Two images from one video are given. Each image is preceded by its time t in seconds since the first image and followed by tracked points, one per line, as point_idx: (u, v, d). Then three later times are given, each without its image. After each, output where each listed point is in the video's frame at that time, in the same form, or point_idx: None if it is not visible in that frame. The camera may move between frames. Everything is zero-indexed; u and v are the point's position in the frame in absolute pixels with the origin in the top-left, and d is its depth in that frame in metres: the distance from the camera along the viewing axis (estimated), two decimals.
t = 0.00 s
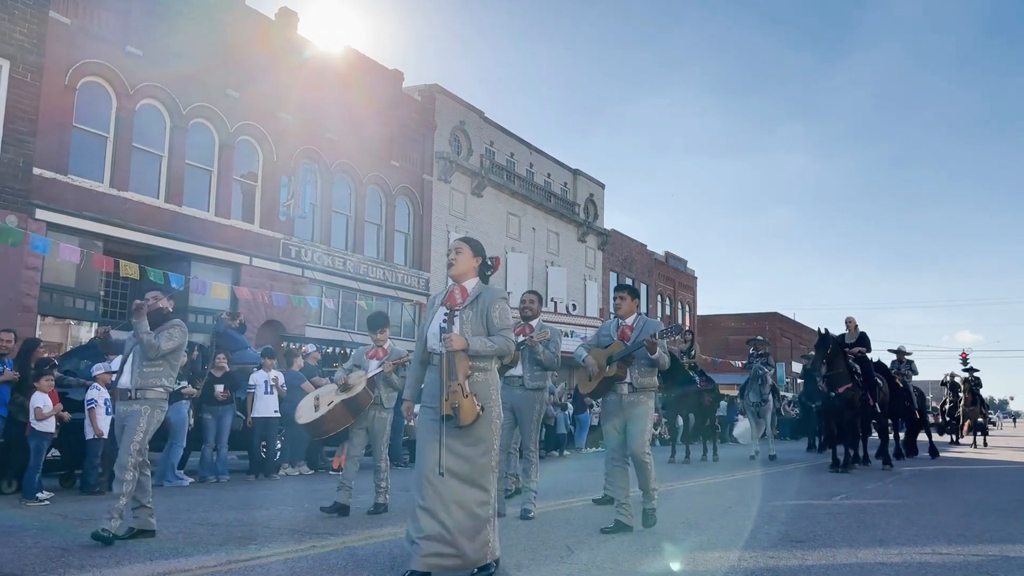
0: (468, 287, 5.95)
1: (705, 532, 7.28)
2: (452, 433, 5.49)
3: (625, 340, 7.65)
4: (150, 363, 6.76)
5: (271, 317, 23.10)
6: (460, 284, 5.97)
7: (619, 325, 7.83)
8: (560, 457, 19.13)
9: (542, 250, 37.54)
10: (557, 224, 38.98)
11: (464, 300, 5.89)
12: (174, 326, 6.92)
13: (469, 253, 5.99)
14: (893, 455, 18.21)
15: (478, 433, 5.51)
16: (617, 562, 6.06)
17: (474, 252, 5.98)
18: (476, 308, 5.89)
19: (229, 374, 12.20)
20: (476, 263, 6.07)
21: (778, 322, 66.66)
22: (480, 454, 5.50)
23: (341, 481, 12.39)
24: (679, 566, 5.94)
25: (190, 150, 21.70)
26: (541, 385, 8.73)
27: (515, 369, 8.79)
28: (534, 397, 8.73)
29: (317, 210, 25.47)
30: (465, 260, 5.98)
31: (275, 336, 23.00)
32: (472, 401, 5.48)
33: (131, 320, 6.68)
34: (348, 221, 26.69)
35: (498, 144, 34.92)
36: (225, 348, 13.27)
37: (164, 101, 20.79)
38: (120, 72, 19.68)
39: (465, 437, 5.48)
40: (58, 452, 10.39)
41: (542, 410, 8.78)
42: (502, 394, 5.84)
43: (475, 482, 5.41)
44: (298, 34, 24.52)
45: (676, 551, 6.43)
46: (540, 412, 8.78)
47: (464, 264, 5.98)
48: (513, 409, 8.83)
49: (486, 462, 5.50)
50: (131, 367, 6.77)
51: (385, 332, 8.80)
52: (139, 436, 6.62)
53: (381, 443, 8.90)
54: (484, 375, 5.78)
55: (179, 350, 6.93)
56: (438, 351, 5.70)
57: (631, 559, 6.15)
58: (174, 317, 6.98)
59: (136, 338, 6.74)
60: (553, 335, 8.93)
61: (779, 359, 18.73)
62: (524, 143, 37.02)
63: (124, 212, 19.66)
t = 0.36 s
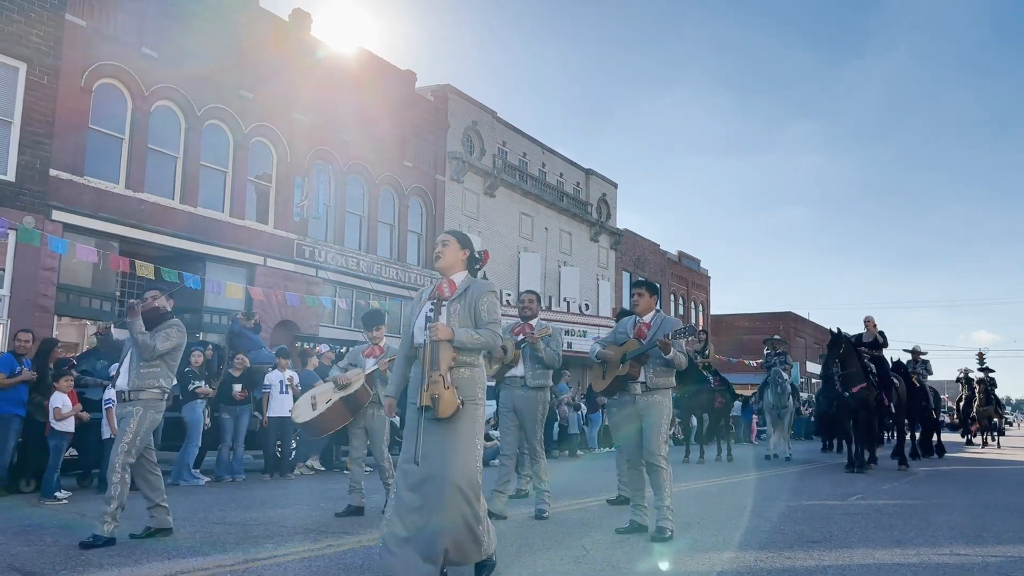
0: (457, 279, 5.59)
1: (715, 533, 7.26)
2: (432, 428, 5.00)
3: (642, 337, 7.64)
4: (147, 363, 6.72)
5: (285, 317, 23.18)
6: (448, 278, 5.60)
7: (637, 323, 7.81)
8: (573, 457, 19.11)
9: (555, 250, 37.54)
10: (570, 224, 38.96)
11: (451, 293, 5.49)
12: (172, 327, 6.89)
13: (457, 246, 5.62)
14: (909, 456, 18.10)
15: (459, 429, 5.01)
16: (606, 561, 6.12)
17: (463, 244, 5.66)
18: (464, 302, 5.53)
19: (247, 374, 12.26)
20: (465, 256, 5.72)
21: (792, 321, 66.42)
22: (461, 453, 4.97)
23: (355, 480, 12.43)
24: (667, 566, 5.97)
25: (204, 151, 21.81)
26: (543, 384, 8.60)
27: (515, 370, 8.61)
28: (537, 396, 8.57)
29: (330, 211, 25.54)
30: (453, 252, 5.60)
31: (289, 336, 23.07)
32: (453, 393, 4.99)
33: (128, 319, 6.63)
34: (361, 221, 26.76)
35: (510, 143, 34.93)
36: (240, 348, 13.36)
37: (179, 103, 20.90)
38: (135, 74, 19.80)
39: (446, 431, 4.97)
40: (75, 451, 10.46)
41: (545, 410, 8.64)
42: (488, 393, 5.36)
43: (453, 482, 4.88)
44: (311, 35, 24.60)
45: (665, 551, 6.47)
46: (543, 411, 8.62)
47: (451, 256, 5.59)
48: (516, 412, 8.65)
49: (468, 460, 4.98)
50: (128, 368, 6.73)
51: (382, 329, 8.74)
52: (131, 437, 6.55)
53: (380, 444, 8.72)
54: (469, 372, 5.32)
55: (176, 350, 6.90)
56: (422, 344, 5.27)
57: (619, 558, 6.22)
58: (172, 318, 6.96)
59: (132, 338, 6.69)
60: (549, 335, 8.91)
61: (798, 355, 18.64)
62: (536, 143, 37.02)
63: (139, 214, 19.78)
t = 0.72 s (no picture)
0: (450, 277, 5.18)
1: (725, 531, 7.31)
2: (431, 439, 4.71)
3: (661, 334, 7.53)
4: (145, 359, 6.69)
5: (300, 317, 23.29)
6: (444, 275, 5.21)
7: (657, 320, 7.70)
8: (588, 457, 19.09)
9: (568, 250, 37.55)
10: (584, 223, 38.94)
11: (445, 293, 5.12)
12: (172, 322, 6.84)
13: (452, 241, 5.21)
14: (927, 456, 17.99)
15: (458, 440, 4.68)
16: (592, 559, 6.24)
17: (459, 239, 5.26)
18: (456, 301, 5.11)
19: (265, 373, 12.26)
20: (463, 250, 5.29)
21: (807, 321, 66.19)
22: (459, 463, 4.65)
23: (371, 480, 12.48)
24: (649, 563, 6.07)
25: (220, 153, 21.94)
26: (543, 381, 8.54)
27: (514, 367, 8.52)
28: (536, 393, 8.50)
29: (345, 211, 25.63)
30: (449, 247, 5.19)
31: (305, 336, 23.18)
32: (448, 401, 4.68)
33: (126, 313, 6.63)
34: (375, 221, 26.83)
35: (524, 143, 34.94)
36: (257, 348, 13.43)
37: (195, 104, 21.03)
38: (151, 76, 19.94)
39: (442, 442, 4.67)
40: (94, 450, 10.54)
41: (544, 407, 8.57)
42: (490, 395, 4.98)
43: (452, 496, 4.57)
44: (325, 36, 24.67)
45: (650, 550, 6.57)
46: (543, 407, 8.56)
47: (446, 252, 5.18)
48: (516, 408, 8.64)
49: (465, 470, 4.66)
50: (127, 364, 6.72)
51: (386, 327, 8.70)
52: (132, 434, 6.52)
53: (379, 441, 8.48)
54: (469, 374, 4.94)
55: (177, 346, 6.84)
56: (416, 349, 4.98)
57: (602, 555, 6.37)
58: (173, 313, 6.89)
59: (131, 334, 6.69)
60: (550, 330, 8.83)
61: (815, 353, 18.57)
62: (550, 143, 37.02)
63: (156, 215, 19.92)
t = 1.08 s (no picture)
0: (460, 263, 4.94)
1: (742, 532, 7.29)
2: (430, 431, 4.65)
3: (666, 335, 7.31)
4: (157, 358, 6.73)
5: (317, 317, 23.40)
6: (453, 262, 5.01)
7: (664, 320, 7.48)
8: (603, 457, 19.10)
9: (584, 250, 37.53)
10: (599, 223, 38.90)
11: (449, 280, 4.93)
12: (181, 320, 6.89)
13: (459, 226, 4.97)
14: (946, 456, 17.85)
15: (454, 433, 4.58)
16: (578, 555, 6.35)
17: (467, 225, 4.98)
18: (455, 288, 4.86)
19: (284, 373, 12.30)
20: (477, 239, 4.99)
21: (825, 320, 65.84)
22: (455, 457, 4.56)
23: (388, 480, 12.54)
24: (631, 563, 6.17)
25: (237, 154, 22.07)
26: (554, 382, 8.56)
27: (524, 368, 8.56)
28: (547, 393, 8.54)
29: (361, 212, 25.72)
30: (459, 235, 4.96)
31: (321, 336, 23.29)
32: (440, 395, 4.56)
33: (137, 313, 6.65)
34: (392, 221, 26.92)
35: (539, 143, 34.94)
36: (275, 348, 13.50)
37: (213, 106, 21.17)
38: (169, 78, 20.09)
39: (440, 433, 4.60)
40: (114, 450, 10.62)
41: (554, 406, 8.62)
42: (492, 388, 4.77)
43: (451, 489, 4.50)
44: (341, 37, 24.75)
45: (631, 550, 6.64)
46: (553, 408, 8.61)
47: (456, 238, 4.96)
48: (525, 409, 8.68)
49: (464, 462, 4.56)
50: (137, 364, 6.73)
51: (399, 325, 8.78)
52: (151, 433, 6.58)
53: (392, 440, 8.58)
54: (468, 366, 4.74)
55: (186, 344, 6.90)
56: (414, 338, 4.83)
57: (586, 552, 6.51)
58: (180, 311, 6.94)
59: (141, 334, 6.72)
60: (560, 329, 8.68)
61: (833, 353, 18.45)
62: (565, 143, 36.99)
63: (175, 216, 20.08)
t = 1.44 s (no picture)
0: (467, 259, 4.75)
1: (762, 532, 7.25)
2: (427, 432, 4.39)
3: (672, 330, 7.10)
4: (163, 358, 6.47)
5: (335, 317, 23.50)
6: (461, 258, 4.81)
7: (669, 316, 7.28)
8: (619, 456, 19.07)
9: (600, 249, 37.48)
10: (616, 222, 38.84)
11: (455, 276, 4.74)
12: (184, 318, 6.63)
13: (470, 222, 4.83)
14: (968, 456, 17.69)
15: (454, 432, 4.33)
16: (562, 553, 6.46)
17: (475, 219, 4.83)
18: (460, 285, 4.67)
19: (302, 373, 12.36)
20: (486, 234, 4.84)
21: (844, 319, 65.45)
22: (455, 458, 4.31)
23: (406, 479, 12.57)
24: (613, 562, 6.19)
25: (255, 155, 22.18)
26: (566, 381, 8.34)
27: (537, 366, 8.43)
28: (558, 392, 8.34)
29: (378, 212, 25.79)
30: (466, 229, 4.82)
31: (339, 336, 23.37)
32: (436, 395, 4.30)
33: (142, 314, 6.34)
34: (408, 221, 26.99)
35: (555, 142, 34.93)
36: (294, 348, 13.56)
37: (231, 107, 21.30)
38: (188, 80, 20.22)
39: (438, 433, 4.35)
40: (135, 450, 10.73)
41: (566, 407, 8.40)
42: (496, 388, 4.52)
43: (452, 491, 4.25)
44: (358, 38, 24.83)
45: (613, 550, 6.63)
46: (564, 408, 8.37)
47: (466, 236, 4.82)
48: (536, 406, 8.47)
49: (465, 462, 4.31)
50: (142, 366, 6.45)
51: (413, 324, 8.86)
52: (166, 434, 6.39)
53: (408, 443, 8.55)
54: (471, 365, 4.50)
55: (191, 342, 6.66)
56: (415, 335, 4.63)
57: (571, 549, 6.60)
58: (182, 309, 6.67)
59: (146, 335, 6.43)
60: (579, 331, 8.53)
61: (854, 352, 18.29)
62: (581, 142, 36.96)
63: (194, 217, 20.22)
